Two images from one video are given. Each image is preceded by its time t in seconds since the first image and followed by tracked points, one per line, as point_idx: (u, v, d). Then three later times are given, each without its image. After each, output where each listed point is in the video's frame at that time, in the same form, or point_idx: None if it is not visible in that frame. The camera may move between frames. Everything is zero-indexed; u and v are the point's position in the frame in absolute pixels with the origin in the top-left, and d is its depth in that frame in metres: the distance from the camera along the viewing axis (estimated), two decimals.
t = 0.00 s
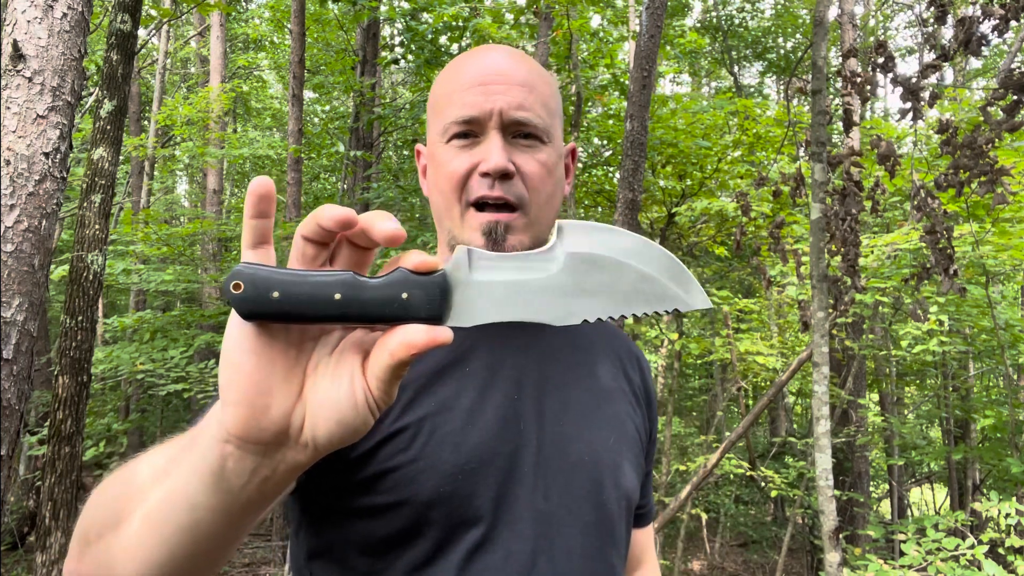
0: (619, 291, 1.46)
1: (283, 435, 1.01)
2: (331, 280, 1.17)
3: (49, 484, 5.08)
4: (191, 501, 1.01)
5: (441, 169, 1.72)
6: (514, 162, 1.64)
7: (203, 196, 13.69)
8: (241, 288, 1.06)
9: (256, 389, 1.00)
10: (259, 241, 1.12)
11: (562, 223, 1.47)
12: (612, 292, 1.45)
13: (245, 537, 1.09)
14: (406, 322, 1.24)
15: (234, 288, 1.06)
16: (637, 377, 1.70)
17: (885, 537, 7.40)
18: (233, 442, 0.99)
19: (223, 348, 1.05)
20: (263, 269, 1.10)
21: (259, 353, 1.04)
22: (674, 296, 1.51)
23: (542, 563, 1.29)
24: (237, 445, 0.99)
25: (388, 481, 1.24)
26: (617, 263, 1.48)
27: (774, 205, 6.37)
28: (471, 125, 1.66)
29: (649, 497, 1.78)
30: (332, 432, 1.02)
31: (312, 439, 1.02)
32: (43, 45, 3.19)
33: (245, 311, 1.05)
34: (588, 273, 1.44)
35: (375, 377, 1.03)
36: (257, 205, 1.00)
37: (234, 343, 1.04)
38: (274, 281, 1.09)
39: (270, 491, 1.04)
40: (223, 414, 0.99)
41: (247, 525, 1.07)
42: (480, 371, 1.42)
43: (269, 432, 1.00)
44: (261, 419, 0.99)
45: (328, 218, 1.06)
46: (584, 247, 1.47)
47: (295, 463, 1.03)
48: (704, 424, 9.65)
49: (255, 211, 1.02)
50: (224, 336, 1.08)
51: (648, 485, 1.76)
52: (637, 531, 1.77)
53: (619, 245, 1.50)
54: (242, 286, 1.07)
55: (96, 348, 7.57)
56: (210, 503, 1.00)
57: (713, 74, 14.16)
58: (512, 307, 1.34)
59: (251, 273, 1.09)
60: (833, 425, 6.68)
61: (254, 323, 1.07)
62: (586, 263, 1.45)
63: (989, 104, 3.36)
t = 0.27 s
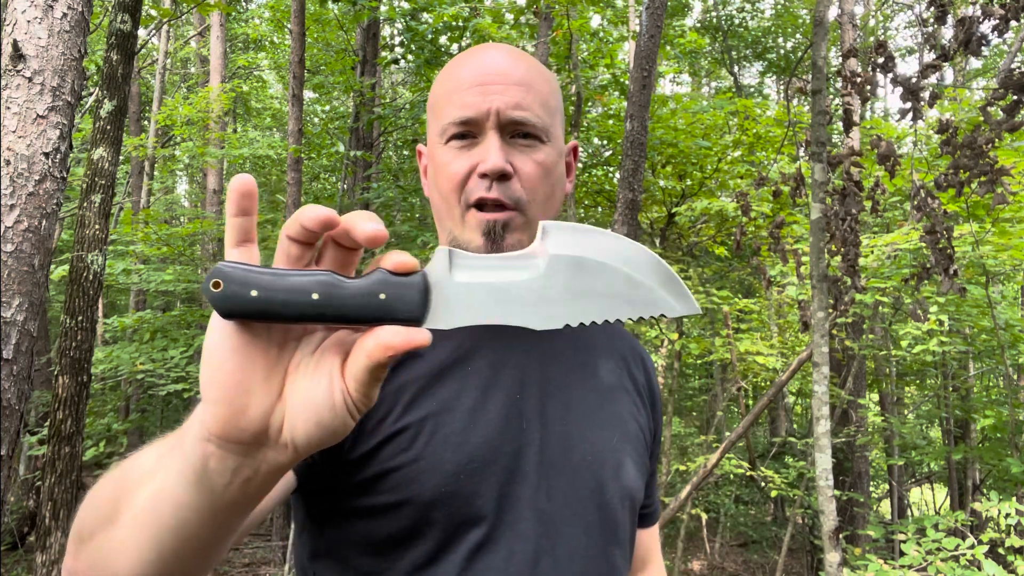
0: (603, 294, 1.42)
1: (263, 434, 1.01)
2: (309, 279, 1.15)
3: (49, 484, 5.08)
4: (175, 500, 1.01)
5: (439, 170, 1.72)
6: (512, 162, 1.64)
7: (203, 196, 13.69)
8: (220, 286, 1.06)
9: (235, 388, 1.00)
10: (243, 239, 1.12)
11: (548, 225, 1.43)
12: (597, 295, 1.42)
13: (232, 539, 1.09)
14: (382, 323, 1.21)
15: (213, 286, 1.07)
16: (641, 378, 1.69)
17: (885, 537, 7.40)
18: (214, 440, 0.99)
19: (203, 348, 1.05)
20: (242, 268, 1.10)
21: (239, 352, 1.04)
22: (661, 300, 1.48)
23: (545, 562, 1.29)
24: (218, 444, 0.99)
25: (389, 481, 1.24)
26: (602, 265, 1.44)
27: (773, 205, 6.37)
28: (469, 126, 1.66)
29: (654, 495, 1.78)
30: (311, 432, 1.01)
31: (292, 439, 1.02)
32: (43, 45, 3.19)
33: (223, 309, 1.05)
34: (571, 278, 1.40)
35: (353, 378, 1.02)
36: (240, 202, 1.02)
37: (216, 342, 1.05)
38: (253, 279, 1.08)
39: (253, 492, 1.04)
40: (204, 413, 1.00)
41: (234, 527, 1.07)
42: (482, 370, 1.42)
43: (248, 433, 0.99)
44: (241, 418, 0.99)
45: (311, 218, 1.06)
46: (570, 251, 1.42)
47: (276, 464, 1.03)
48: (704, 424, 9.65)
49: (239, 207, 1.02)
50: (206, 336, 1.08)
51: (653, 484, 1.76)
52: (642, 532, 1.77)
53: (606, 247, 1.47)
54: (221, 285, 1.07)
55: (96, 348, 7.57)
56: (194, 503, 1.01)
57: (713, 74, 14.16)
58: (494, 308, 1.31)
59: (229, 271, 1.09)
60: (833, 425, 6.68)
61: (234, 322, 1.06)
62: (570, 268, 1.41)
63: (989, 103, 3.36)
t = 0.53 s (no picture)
0: (567, 295, 1.35)
1: (228, 432, 0.99)
2: (273, 277, 1.14)
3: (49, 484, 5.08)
4: (148, 498, 1.01)
5: (442, 171, 1.72)
6: (515, 164, 1.64)
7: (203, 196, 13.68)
8: (185, 284, 1.08)
9: (198, 385, 0.98)
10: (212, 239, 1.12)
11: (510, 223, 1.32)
12: (561, 296, 1.34)
13: (210, 540, 1.08)
14: (343, 322, 1.18)
15: (178, 284, 1.08)
16: (646, 379, 1.69)
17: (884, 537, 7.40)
18: (181, 437, 0.98)
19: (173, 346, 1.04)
20: (206, 264, 1.10)
21: (204, 347, 1.02)
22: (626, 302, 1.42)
23: (546, 563, 1.28)
24: (184, 442, 0.98)
25: (388, 481, 1.25)
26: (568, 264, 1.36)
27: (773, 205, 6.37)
28: (472, 127, 1.66)
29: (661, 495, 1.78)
30: (274, 430, 0.98)
31: (256, 437, 0.99)
32: (43, 45, 3.19)
33: (187, 307, 1.05)
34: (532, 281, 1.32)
35: (315, 376, 1.00)
36: (211, 201, 1.02)
37: (181, 338, 1.03)
38: (217, 276, 1.08)
39: (222, 491, 1.02)
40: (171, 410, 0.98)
41: (210, 527, 1.05)
42: (483, 371, 1.43)
43: (212, 430, 0.98)
44: (205, 416, 0.97)
45: (276, 218, 1.04)
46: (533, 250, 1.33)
47: (242, 463, 1.00)
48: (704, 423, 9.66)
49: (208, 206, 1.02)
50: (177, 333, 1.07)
51: (659, 485, 1.76)
52: (648, 532, 1.78)
53: (575, 244, 1.37)
54: (185, 283, 1.08)
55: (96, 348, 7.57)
56: (167, 501, 1.00)
57: (713, 74, 14.17)
58: (452, 308, 1.26)
59: (194, 268, 1.10)
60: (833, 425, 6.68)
61: (200, 319, 1.05)
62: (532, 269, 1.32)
63: (989, 104, 3.36)
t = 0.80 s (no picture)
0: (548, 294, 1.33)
1: (216, 434, 0.99)
2: (261, 279, 1.14)
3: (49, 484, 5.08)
4: (138, 500, 1.01)
5: (443, 171, 1.72)
6: (515, 165, 1.64)
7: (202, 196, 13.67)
8: (171, 286, 1.07)
9: (187, 386, 0.98)
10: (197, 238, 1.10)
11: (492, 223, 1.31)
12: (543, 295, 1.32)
13: (202, 542, 1.08)
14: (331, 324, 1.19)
15: (165, 286, 1.08)
16: (647, 379, 1.69)
17: (884, 537, 7.40)
18: (168, 439, 0.98)
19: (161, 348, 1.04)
20: (193, 268, 1.09)
21: (192, 349, 1.02)
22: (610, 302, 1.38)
23: (544, 564, 1.28)
24: (172, 443, 0.98)
25: (387, 482, 1.26)
26: (549, 263, 1.33)
27: (773, 205, 6.37)
28: (474, 127, 1.66)
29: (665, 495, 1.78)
30: (261, 433, 0.99)
31: (244, 439, 0.99)
32: (43, 45, 3.19)
33: (173, 308, 1.04)
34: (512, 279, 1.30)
35: (304, 378, 1.00)
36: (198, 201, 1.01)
37: (171, 340, 1.03)
38: (204, 278, 1.08)
39: (212, 492, 1.02)
40: (159, 411, 0.98)
41: (201, 528, 1.05)
42: (483, 371, 1.43)
43: (200, 432, 0.98)
44: (193, 417, 0.97)
45: (264, 219, 1.03)
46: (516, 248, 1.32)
47: (231, 464, 1.00)
48: (704, 423, 9.67)
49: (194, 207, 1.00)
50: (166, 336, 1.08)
51: (662, 485, 1.76)
52: (651, 533, 1.78)
53: (560, 244, 1.36)
54: (173, 285, 1.08)
55: (96, 349, 7.58)
56: (156, 503, 1.00)
57: (713, 74, 14.16)
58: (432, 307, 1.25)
59: (181, 271, 1.09)
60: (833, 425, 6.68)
61: (188, 322, 1.04)
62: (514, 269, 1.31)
63: (989, 103, 3.36)
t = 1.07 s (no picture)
0: (608, 297, 1.38)
1: (264, 439, 1.00)
2: (313, 281, 1.15)
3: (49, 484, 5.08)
4: (175, 505, 1.01)
5: (443, 170, 1.72)
6: (516, 163, 1.64)
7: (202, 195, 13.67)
8: (223, 289, 1.08)
9: (236, 391, 0.99)
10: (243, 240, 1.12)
11: (552, 226, 1.35)
12: (602, 298, 1.37)
13: (229, 544, 1.09)
14: (389, 326, 1.20)
15: (215, 289, 1.08)
16: (645, 380, 1.69)
17: (885, 537, 7.40)
18: (214, 443, 0.98)
19: (203, 350, 1.05)
20: (246, 271, 1.11)
21: (243, 355, 1.04)
22: (668, 304, 1.42)
23: (546, 565, 1.29)
24: (217, 448, 0.99)
25: (391, 483, 1.24)
26: (607, 266, 1.39)
27: (774, 205, 6.38)
28: (474, 125, 1.66)
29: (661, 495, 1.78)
30: (313, 436, 1.01)
31: (293, 444, 1.01)
32: (43, 46, 3.19)
33: (224, 311, 1.05)
34: (571, 282, 1.35)
35: (358, 384, 1.03)
36: (241, 201, 1.02)
37: (219, 345, 1.04)
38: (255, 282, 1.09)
39: (253, 495, 1.04)
40: (204, 416, 0.99)
41: (234, 530, 1.06)
42: (484, 372, 1.43)
43: (248, 437, 0.99)
44: (242, 422, 0.98)
45: (313, 221, 1.05)
46: (575, 252, 1.36)
47: (276, 468, 1.03)
48: (704, 423, 9.67)
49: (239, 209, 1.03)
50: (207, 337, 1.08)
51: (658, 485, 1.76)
52: (647, 532, 1.77)
53: (616, 247, 1.40)
54: (223, 287, 1.08)
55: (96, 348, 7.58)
56: (195, 507, 1.01)
57: (713, 74, 14.15)
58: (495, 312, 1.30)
59: (232, 274, 1.10)
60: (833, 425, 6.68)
61: (237, 324, 1.06)
62: (574, 271, 1.36)
63: (989, 104, 3.36)
